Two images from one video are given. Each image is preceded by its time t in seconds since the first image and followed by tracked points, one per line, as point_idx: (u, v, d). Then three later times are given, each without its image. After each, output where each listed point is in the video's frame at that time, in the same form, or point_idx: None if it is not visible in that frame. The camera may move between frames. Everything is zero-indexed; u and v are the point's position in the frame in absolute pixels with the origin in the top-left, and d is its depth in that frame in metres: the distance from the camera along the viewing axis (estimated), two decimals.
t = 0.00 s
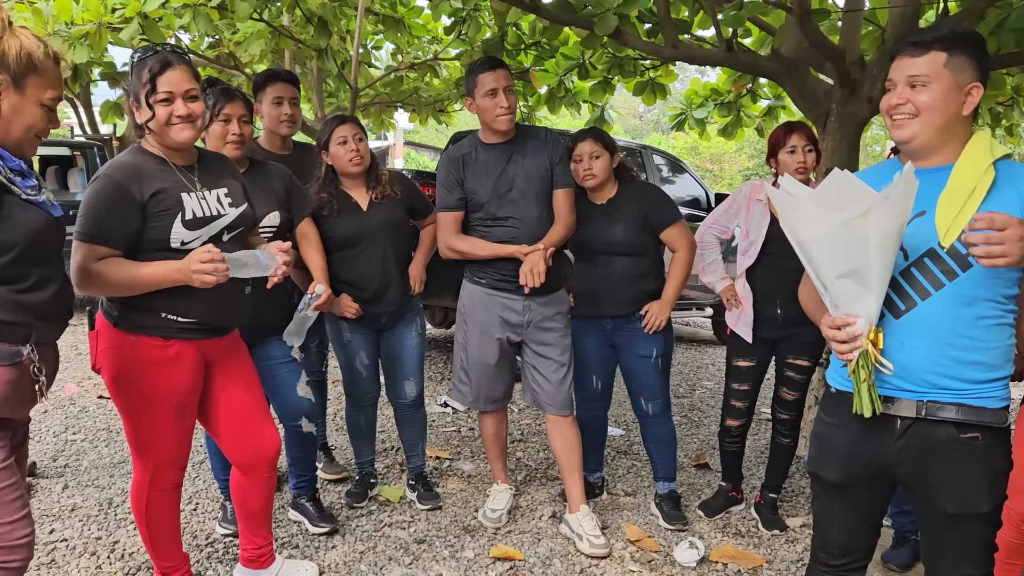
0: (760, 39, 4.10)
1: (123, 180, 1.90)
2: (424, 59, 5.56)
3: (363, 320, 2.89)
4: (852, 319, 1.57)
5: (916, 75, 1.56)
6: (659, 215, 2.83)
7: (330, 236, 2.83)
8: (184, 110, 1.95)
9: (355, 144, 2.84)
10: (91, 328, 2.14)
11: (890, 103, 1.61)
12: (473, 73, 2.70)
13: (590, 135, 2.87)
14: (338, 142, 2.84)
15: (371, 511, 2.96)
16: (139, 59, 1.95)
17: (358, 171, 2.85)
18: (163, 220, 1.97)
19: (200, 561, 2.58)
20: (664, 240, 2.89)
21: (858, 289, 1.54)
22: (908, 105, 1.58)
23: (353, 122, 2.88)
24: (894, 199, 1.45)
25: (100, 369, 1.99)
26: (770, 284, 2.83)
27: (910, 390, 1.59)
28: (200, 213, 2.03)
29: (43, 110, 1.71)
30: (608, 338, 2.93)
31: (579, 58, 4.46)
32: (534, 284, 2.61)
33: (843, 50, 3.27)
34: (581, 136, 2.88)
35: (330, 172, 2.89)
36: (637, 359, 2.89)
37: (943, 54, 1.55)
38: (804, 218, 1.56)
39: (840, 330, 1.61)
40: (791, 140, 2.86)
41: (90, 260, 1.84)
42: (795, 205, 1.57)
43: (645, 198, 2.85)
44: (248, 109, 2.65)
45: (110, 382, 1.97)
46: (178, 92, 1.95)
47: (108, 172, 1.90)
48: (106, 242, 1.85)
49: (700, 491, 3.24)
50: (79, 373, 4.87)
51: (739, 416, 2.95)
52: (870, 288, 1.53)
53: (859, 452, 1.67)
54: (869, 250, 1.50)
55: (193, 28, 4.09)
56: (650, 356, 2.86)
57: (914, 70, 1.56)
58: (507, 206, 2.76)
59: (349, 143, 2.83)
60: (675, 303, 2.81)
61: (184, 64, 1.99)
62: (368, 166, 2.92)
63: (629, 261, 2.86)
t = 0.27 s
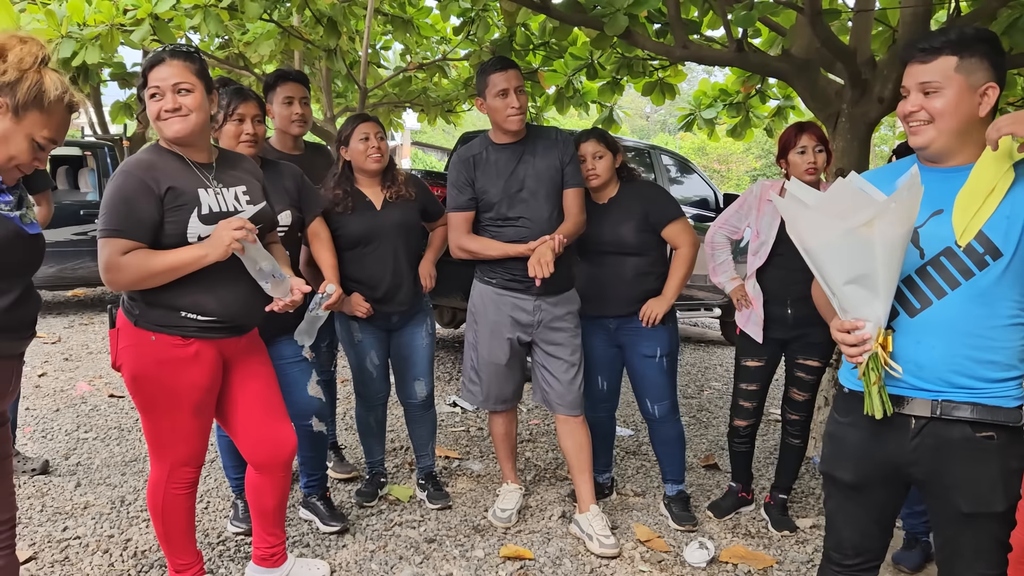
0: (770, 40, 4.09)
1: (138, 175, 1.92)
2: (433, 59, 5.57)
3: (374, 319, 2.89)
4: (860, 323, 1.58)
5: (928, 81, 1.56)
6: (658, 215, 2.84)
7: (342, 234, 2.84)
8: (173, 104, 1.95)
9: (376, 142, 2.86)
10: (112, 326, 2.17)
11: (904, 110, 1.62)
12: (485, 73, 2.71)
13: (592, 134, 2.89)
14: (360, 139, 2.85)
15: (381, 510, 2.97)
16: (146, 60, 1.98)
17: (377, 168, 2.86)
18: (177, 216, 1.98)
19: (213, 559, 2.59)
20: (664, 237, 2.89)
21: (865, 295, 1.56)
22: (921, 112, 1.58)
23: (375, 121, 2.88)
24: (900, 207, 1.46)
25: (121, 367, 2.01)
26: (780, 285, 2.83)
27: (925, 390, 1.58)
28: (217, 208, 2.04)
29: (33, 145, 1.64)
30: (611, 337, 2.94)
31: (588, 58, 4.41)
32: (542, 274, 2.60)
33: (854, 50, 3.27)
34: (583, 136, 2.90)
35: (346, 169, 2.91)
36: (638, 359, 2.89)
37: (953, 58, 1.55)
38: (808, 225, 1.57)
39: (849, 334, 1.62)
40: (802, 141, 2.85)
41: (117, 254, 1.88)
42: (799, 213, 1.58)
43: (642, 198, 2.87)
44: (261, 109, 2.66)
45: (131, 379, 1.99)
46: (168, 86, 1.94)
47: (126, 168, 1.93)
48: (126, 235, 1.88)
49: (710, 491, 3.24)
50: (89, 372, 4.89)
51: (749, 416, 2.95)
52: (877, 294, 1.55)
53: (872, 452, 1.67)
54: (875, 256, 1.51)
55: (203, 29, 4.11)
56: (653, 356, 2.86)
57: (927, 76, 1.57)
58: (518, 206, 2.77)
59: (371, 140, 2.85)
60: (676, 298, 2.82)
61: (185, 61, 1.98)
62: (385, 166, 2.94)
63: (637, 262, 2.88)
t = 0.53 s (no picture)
0: (779, 39, 4.08)
1: (149, 172, 1.94)
2: (441, 60, 5.58)
3: (382, 318, 2.89)
4: (870, 327, 1.58)
5: (937, 90, 1.55)
6: (664, 214, 2.83)
7: (353, 231, 2.85)
8: (181, 100, 1.96)
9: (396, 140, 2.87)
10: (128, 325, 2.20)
11: (915, 118, 1.60)
12: (494, 74, 2.71)
13: (610, 132, 2.89)
14: (378, 138, 2.86)
15: (390, 510, 2.97)
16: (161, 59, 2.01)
17: (395, 168, 2.88)
18: (185, 213, 1.99)
19: (222, 558, 2.60)
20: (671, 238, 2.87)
21: (873, 300, 1.56)
22: (932, 121, 1.57)
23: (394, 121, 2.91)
24: (906, 215, 1.46)
25: (133, 364, 2.02)
26: (789, 285, 2.82)
27: (936, 388, 1.58)
28: (225, 206, 2.04)
29: None
30: (619, 338, 2.93)
31: (596, 58, 4.49)
32: (550, 278, 2.60)
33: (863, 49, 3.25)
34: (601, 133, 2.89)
35: (362, 166, 2.93)
36: (645, 359, 2.88)
37: (957, 63, 1.53)
38: (814, 234, 1.56)
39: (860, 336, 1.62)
40: (815, 140, 2.84)
41: (120, 253, 1.90)
42: (803, 223, 1.57)
43: (651, 195, 2.86)
44: (268, 108, 2.66)
45: (142, 378, 2.00)
46: (176, 84, 1.96)
47: (137, 165, 1.95)
48: (132, 233, 1.90)
49: (718, 492, 3.23)
50: (99, 370, 4.93)
51: (758, 417, 2.94)
52: (886, 298, 1.55)
53: (882, 452, 1.66)
54: (882, 263, 1.51)
55: (213, 30, 4.13)
56: (660, 357, 2.86)
57: (934, 85, 1.55)
58: (526, 206, 2.77)
59: (391, 139, 2.87)
60: (680, 298, 2.79)
61: (198, 61, 2.00)
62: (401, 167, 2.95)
63: (645, 263, 2.87)
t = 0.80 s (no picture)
0: (786, 39, 4.06)
1: (156, 170, 1.94)
2: (446, 60, 5.58)
3: (388, 317, 2.88)
4: (882, 328, 1.58)
5: (952, 93, 1.53)
6: (686, 219, 2.77)
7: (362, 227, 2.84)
8: (194, 101, 1.96)
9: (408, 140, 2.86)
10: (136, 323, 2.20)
11: (931, 121, 1.59)
12: (501, 73, 2.70)
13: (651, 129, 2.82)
14: (391, 136, 2.85)
15: (395, 510, 2.97)
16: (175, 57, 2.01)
17: (405, 167, 2.87)
18: (190, 212, 1.99)
19: (228, 557, 2.60)
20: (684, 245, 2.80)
21: (886, 301, 1.55)
22: (947, 123, 1.56)
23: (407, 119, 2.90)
24: (920, 218, 1.45)
25: (140, 363, 2.02)
26: (797, 285, 2.81)
27: (948, 387, 1.56)
28: (228, 206, 2.04)
29: None
30: (631, 340, 2.89)
31: (603, 57, 4.42)
32: (556, 275, 2.60)
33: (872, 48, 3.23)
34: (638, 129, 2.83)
35: (374, 162, 2.92)
36: (658, 361, 2.85)
37: (973, 66, 1.50)
38: (825, 237, 1.55)
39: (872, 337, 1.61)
40: (834, 137, 2.79)
41: (122, 253, 1.90)
42: (815, 226, 1.55)
43: (675, 199, 2.80)
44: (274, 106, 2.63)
45: (148, 376, 2.00)
46: (191, 85, 1.96)
47: (145, 163, 1.95)
48: (135, 232, 1.89)
49: (725, 493, 3.21)
50: (106, 370, 4.94)
51: (765, 417, 2.92)
52: (899, 299, 1.54)
53: (893, 451, 1.65)
54: (896, 265, 1.50)
55: (219, 29, 4.13)
56: (675, 359, 2.82)
57: (949, 88, 1.53)
58: (534, 205, 2.76)
59: (403, 138, 2.86)
60: (685, 311, 2.74)
61: (213, 62, 2.00)
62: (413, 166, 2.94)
63: (651, 260, 2.83)
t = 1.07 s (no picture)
0: (791, 38, 4.05)
1: (155, 170, 1.94)
2: (451, 60, 5.58)
3: (391, 316, 2.88)
4: (890, 328, 1.57)
5: (964, 90, 1.50)
6: (715, 224, 2.74)
7: (369, 224, 2.84)
8: (201, 101, 1.97)
9: (410, 140, 2.86)
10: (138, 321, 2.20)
11: (940, 118, 1.57)
12: (506, 72, 2.70)
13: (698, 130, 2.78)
14: (394, 136, 2.86)
15: (399, 510, 2.96)
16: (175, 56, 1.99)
17: (409, 166, 2.87)
18: (191, 210, 1.99)
19: (231, 557, 2.60)
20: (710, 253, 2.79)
21: (895, 301, 1.54)
22: (958, 121, 1.53)
23: (412, 119, 2.89)
24: (935, 218, 1.44)
25: (142, 362, 2.02)
26: (803, 285, 2.79)
27: (955, 386, 1.55)
28: (230, 202, 2.04)
29: None
30: (648, 342, 2.87)
31: (606, 57, 4.48)
32: (560, 274, 2.61)
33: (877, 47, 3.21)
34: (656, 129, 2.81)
35: (379, 162, 2.92)
36: (674, 364, 2.83)
37: (988, 66, 1.47)
38: (839, 236, 1.52)
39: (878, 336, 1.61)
40: (842, 135, 2.78)
41: (121, 250, 1.88)
42: (829, 223, 1.53)
43: (707, 204, 2.77)
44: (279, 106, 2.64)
45: (150, 375, 2.00)
46: (197, 84, 1.96)
47: (144, 163, 1.95)
48: (135, 231, 1.89)
49: (730, 493, 3.20)
50: (110, 370, 4.95)
51: (770, 418, 2.90)
52: (908, 299, 1.53)
53: (899, 451, 1.64)
54: (907, 265, 1.49)
55: (224, 29, 4.14)
56: (693, 362, 2.81)
57: (961, 86, 1.50)
58: (538, 204, 2.75)
59: (405, 138, 2.85)
60: (709, 321, 2.73)
61: (214, 59, 1.99)
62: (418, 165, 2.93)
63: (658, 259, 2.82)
